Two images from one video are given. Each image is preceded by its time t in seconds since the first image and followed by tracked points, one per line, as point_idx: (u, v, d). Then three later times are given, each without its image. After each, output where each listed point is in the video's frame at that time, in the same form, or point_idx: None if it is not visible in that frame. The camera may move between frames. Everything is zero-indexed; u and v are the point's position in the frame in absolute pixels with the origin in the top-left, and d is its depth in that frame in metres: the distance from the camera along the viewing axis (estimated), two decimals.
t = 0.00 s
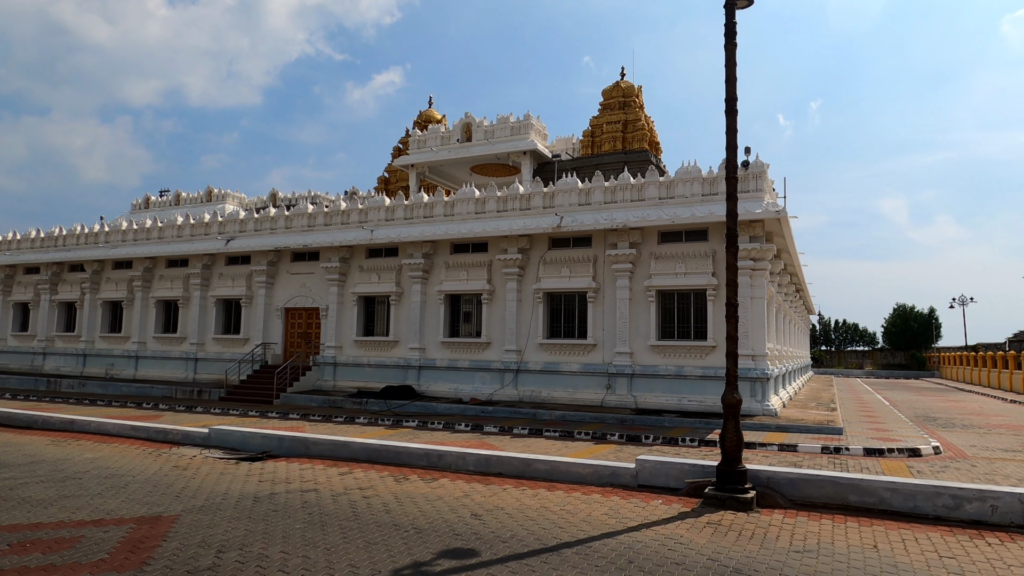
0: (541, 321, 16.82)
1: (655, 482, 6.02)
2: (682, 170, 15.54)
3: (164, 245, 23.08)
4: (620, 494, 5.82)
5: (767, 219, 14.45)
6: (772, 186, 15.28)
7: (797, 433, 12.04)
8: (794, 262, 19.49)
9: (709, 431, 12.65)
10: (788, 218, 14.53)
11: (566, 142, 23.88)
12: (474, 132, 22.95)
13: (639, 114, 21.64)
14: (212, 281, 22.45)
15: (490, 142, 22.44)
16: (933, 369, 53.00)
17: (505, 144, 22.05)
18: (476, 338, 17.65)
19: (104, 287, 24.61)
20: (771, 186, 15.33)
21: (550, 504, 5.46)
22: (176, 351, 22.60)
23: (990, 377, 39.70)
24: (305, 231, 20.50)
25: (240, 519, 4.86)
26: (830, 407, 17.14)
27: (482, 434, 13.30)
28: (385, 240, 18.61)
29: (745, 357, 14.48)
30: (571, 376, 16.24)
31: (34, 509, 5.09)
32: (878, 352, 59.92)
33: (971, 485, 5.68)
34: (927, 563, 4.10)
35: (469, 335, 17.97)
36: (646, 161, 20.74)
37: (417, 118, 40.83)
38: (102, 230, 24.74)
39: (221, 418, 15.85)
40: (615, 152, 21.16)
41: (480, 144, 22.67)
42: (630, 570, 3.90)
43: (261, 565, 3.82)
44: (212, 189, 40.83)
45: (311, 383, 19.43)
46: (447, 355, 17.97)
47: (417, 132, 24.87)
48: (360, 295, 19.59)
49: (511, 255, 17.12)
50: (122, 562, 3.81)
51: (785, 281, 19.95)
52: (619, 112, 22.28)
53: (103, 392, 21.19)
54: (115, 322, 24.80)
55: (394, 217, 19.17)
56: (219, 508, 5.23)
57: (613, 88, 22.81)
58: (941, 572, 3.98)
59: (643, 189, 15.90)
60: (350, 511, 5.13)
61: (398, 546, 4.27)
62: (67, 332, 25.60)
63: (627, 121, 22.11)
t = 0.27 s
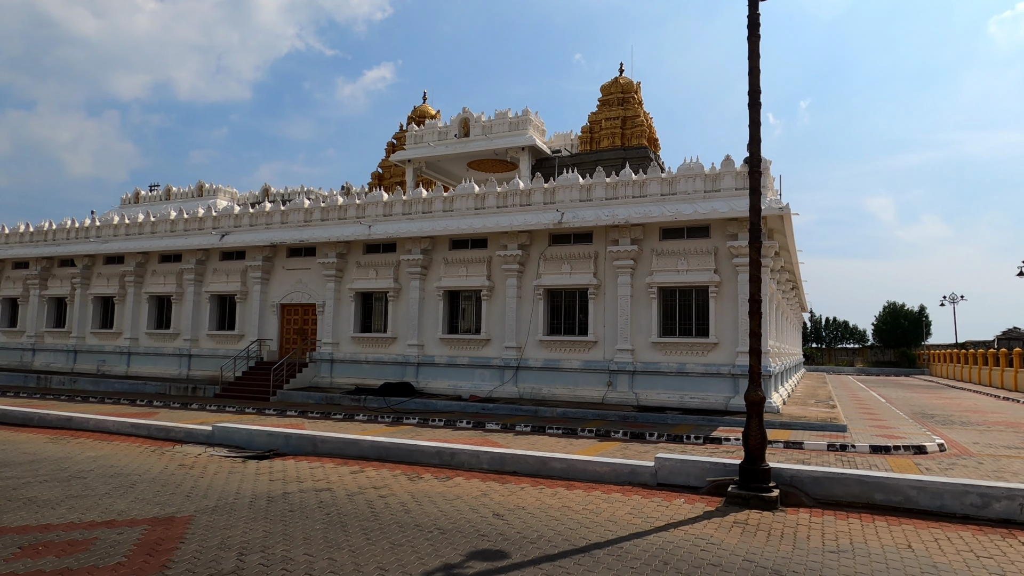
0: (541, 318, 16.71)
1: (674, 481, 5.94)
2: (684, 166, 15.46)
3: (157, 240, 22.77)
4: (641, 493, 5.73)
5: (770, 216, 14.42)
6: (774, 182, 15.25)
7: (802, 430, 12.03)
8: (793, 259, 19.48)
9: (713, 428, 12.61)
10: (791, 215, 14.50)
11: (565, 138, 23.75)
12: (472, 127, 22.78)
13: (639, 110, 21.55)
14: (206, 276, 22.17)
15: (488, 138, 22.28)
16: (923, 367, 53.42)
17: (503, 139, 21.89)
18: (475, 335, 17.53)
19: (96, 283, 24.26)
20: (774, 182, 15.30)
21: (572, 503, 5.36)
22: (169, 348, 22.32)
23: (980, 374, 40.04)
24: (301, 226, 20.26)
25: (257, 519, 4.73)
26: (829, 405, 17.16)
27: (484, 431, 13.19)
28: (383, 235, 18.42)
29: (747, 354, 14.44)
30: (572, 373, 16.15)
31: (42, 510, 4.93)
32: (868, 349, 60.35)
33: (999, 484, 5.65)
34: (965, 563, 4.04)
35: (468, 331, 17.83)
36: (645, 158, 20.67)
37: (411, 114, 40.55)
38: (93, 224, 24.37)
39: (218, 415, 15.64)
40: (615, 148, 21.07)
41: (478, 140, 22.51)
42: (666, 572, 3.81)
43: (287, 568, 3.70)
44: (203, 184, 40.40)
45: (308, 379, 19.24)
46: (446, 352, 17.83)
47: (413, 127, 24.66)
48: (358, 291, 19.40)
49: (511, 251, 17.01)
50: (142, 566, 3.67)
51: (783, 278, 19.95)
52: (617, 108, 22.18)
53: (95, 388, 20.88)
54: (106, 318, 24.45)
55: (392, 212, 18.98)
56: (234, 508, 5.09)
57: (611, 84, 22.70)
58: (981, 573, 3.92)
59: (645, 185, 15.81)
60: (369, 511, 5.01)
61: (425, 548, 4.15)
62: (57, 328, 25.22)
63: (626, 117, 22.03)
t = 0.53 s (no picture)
0: (541, 316, 16.60)
1: (694, 484, 5.85)
2: (686, 165, 15.38)
3: (150, 237, 22.46)
4: (662, 497, 5.63)
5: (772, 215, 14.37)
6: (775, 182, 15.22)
7: (806, 430, 12.00)
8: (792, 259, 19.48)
9: (716, 428, 12.54)
10: (793, 214, 14.46)
11: (563, 136, 23.64)
12: (469, 124, 22.62)
13: (637, 108, 21.47)
14: (199, 274, 21.89)
15: (485, 135, 22.13)
16: (913, 366, 53.80)
17: (501, 137, 21.74)
18: (475, 334, 17.38)
19: (86, 280, 23.91)
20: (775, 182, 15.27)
21: (593, 507, 5.25)
22: (162, 346, 22.03)
23: (970, 373, 40.37)
24: (297, 223, 20.04)
25: (273, 525, 4.59)
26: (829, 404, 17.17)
27: (486, 431, 13.06)
28: (381, 233, 18.24)
29: (749, 354, 14.39)
30: (572, 372, 16.05)
31: (48, 515, 4.77)
32: (859, 348, 60.72)
33: None
34: (1004, 570, 3.96)
35: (467, 330, 17.69)
36: (644, 156, 20.60)
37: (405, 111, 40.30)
38: (84, 221, 24.01)
39: (214, 415, 15.43)
40: (614, 146, 20.98)
41: (475, 137, 22.35)
42: None
43: None
44: (194, 181, 39.98)
45: (303, 379, 19.03)
46: (445, 351, 17.68)
47: (410, 124, 24.46)
48: (354, 289, 19.21)
49: (510, 249, 16.89)
50: None
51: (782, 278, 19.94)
52: (616, 106, 22.09)
53: (86, 387, 20.56)
54: (97, 316, 24.11)
55: (389, 210, 18.79)
56: (247, 513, 4.95)
57: (610, 82, 22.61)
58: None
59: (646, 183, 15.72)
60: (387, 517, 4.88)
61: (451, 555, 4.02)
62: (47, 326, 24.84)
63: (624, 115, 21.95)
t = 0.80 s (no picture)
0: (542, 313, 16.48)
1: (714, 481, 5.76)
2: (687, 161, 15.30)
3: (142, 232, 22.13)
4: (684, 494, 5.54)
5: (774, 212, 14.33)
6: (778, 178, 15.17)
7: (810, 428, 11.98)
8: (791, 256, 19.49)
9: (720, 425, 12.49)
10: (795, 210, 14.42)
11: (561, 132, 23.52)
12: (467, 120, 22.44)
13: (636, 104, 21.38)
14: (193, 270, 21.60)
15: (483, 131, 21.97)
16: (903, 364, 54.22)
17: (499, 132, 21.59)
18: (474, 331, 17.25)
19: (77, 276, 23.55)
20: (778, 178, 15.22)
21: (616, 506, 5.15)
22: (155, 343, 21.74)
23: (960, 370, 40.73)
24: (293, 219, 19.80)
25: (291, 526, 4.45)
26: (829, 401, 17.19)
27: (488, 428, 12.94)
28: (379, 229, 18.05)
29: (751, 350, 14.35)
30: (572, 369, 15.96)
31: (56, 515, 4.61)
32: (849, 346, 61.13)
33: None
34: None
35: (466, 327, 17.54)
36: (643, 153, 20.52)
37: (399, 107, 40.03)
38: (75, 216, 23.65)
39: (210, 412, 15.21)
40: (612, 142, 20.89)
41: (473, 133, 22.18)
42: None
43: None
44: (185, 176, 39.53)
45: (300, 376, 18.82)
46: (443, 348, 17.53)
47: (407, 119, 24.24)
48: (352, 285, 19.01)
49: (510, 246, 16.75)
50: None
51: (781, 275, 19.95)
52: (615, 102, 21.99)
53: (77, 384, 20.25)
54: (88, 313, 23.76)
55: (387, 205, 18.60)
56: (262, 513, 4.81)
57: (608, 78, 22.51)
58: None
59: (648, 180, 15.63)
60: (408, 516, 4.75)
61: (481, 556, 3.90)
62: (36, 322, 24.45)
63: (623, 111, 21.85)
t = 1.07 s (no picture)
0: (536, 310, 16.38)
1: (729, 480, 5.70)
2: (683, 157, 15.27)
3: (127, 227, 21.70)
4: (700, 494, 5.47)
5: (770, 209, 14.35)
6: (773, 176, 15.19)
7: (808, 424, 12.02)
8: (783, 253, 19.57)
9: (718, 422, 12.49)
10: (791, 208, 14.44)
11: (553, 128, 23.39)
12: (458, 115, 22.24)
13: (629, 101, 21.31)
14: (180, 265, 21.22)
15: (475, 126, 21.78)
16: (885, 360, 54.90)
17: (492, 128, 21.42)
18: (467, 327, 17.10)
19: (59, 271, 23.05)
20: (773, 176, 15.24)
21: (635, 506, 5.06)
22: (140, 340, 21.35)
23: (942, 366, 41.32)
24: (283, 214, 19.50)
25: (305, 530, 4.30)
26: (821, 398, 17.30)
27: (485, 426, 12.82)
28: (371, 224, 17.83)
29: (747, 347, 14.37)
30: (567, 366, 15.89)
31: (57, 521, 4.42)
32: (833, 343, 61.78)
33: None
34: None
35: (459, 324, 17.39)
36: (636, 149, 20.48)
37: (387, 102, 39.67)
38: (57, 210, 23.13)
39: (200, 411, 14.95)
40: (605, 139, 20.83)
41: (465, 128, 21.99)
42: None
43: None
44: (168, 170, 38.89)
45: (290, 373, 18.57)
46: (437, 345, 17.37)
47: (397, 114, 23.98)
48: (343, 282, 18.77)
49: (505, 242, 16.61)
50: None
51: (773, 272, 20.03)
52: (607, 98, 21.91)
53: (60, 382, 19.82)
54: (71, 309, 23.27)
55: (379, 201, 18.38)
56: (272, 516, 4.65)
57: (601, 74, 22.42)
58: None
59: (643, 176, 15.57)
60: (425, 519, 4.63)
61: (508, 560, 3.79)
62: (17, 319, 23.91)
63: (616, 107, 21.78)
